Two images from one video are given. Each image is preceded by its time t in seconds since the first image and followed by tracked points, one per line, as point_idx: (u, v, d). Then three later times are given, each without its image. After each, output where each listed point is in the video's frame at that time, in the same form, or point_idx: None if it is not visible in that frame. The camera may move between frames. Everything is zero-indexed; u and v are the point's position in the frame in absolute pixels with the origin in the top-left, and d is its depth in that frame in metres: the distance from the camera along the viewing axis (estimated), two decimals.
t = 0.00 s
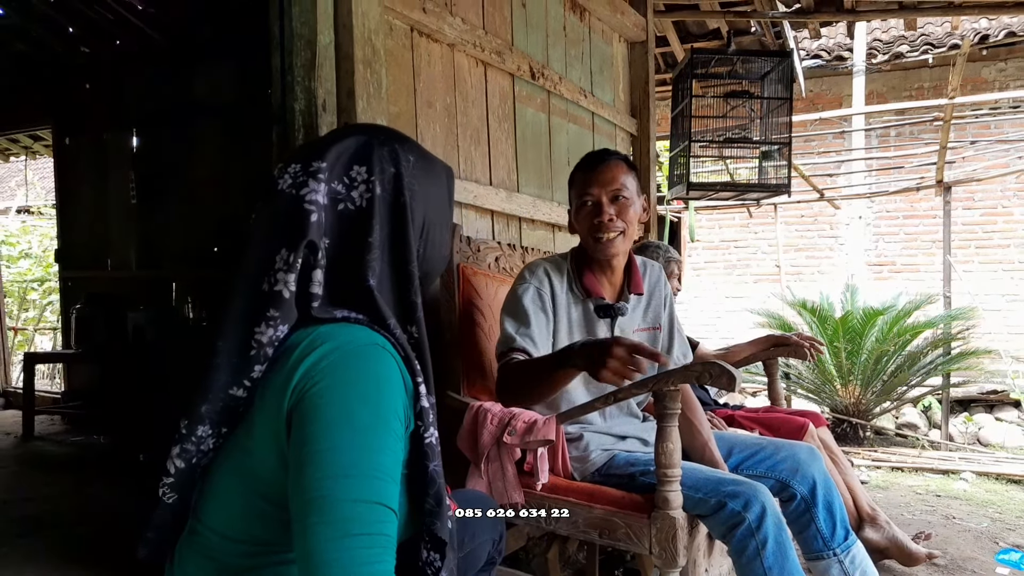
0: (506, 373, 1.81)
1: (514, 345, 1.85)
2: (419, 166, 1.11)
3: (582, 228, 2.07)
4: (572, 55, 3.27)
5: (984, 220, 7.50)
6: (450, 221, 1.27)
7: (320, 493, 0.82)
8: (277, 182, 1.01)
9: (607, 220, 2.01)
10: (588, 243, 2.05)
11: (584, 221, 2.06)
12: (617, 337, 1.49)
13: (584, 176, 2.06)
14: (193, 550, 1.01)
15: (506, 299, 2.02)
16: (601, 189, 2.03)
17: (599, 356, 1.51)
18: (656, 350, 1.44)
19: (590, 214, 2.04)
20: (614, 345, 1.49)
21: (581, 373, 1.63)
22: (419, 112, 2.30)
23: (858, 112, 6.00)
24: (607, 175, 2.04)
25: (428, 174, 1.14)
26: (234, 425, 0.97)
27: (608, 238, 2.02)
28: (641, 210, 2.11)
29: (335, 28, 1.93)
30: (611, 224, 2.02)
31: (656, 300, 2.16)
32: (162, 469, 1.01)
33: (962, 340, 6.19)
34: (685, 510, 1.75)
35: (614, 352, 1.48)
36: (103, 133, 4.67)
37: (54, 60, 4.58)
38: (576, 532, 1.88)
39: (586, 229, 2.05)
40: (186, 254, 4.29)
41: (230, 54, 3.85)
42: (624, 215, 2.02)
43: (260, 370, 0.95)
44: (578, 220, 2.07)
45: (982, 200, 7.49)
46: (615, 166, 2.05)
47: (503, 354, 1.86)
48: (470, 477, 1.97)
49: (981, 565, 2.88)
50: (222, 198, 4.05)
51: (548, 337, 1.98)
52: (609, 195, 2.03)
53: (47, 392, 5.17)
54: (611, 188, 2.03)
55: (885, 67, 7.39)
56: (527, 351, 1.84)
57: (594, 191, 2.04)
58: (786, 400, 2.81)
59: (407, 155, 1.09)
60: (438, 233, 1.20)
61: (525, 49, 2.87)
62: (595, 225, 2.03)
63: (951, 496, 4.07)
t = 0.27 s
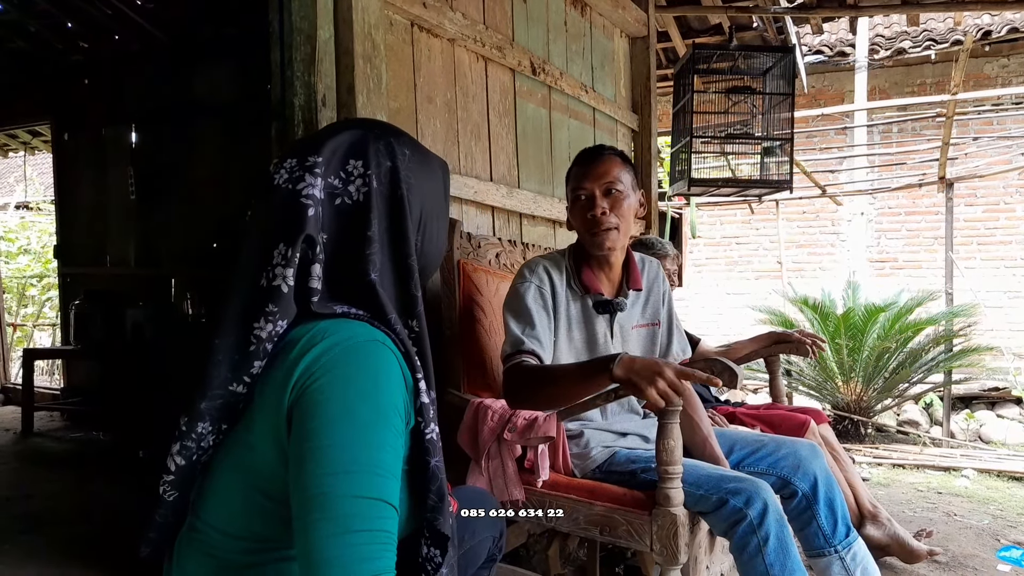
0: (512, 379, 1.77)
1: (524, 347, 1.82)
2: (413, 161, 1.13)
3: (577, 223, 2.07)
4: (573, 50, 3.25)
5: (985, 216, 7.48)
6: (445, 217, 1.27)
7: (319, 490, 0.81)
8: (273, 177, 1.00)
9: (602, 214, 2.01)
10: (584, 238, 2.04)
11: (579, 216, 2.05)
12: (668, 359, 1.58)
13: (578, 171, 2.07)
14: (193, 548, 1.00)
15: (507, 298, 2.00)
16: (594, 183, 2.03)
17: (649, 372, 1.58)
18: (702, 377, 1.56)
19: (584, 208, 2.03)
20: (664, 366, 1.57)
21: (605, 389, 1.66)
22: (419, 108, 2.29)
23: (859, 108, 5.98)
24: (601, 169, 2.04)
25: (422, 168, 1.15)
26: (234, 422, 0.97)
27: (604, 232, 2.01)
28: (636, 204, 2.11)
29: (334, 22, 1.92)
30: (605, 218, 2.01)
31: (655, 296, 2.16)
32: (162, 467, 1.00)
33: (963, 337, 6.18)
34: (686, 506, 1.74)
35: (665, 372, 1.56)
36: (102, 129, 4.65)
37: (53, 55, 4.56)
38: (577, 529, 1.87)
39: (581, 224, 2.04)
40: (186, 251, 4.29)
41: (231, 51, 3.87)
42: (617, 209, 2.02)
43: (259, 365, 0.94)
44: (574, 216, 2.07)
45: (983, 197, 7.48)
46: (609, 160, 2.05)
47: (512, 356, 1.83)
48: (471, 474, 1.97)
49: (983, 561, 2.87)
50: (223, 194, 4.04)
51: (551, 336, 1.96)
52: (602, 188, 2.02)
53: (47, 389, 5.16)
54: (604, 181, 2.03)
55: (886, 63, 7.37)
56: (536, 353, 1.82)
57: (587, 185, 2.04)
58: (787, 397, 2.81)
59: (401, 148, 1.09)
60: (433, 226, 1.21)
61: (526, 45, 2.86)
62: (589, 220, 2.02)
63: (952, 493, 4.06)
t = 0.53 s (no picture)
0: (515, 385, 1.77)
1: (525, 352, 1.81)
2: (413, 161, 1.11)
3: (579, 224, 2.06)
4: (575, 52, 3.24)
5: (987, 218, 7.46)
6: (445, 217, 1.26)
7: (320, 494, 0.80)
8: (270, 180, 0.99)
9: (604, 216, 2.00)
10: (586, 240, 2.03)
11: (581, 218, 2.04)
12: (665, 369, 1.54)
13: (581, 174, 2.06)
14: (192, 554, 0.99)
15: (508, 301, 1.99)
16: (595, 184, 2.03)
17: (647, 385, 1.55)
18: (701, 383, 1.55)
19: (586, 210, 2.03)
20: (661, 377, 1.54)
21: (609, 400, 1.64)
22: (421, 109, 2.28)
23: (862, 110, 5.96)
24: (603, 171, 2.03)
25: (421, 169, 1.14)
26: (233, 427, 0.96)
27: (605, 234, 2.00)
28: (639, 206, 2.09)
29: (335, 23, 1.91)
30: (606, 219, 2.00)
31: (658, 299, 2.14)
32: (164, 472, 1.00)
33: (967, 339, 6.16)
34: (689, 510, 1.73)
35: (662, 384, 1.53)
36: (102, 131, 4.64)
37: (54, 58, 4.57)
38: (580, 533, 1.86)
39: (582, 225, 2.03)
40: (189, 253, 4.29)
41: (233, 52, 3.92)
42: (619, 211, 2.01)
43: (259, 370, 0.93)
44: (575, 218, 2.06)
45: (985, 198, 7.46)
46: (612, 162, 2.04)
47: (513, 360, 1.82)
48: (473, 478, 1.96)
49: (988, 565, 2.85)
50: (224, 193, 4.07)
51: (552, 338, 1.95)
52: (603, 190, 2.02)
53: (47, 392, 5.15)
54: (606, 183, 2.02)
55: (889, 64, 7.36)
56: (538, 358, 1.81)
57: (589, 187, 2.03)
58: (790, 400, 2.79)
59: (399, 149, 1.08)
60: (432, 226, 1.19)
61: (528, 47, 2.85)
62: (591, 221, 2.01)
63: (956, 496, 4.04)
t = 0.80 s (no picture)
0: (510, 384, 1.78)
1: (521, 350, 1.82)
2: (406, 163, 1.08)
3: (577, 221, 2.07)
4: (575, 50, 3.25)
5: (988, 216, 7.46)
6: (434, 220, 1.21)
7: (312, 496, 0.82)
8: (258, 169, 1.00)
9: (602, 213, 2.01)
10: (585, 237, 2.04)
11: (579, 214, 2.05)
12: (656, 373, 1.53)
13: (579, 171, 2.08)
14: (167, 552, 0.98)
15: (507, 297, 2.00)
16: (593, 182, 2.04)
17: (637, 389, 1.54)
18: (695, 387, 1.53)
19: (584, 207, 2.04)
20: (651, 381, 1.53)
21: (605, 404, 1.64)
22: (421, 107, 2.29)
23: (862, 107, 5.97)
24: (603, 168, 2.05)
25: (413, 168, 1.10)
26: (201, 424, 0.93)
27: (603, 231, 2.01)
28: (637, 204, 2.11)
29: (336, 21, 1.92)
30: (605, 216, 2.01)
31: (656, 296, 2.15)
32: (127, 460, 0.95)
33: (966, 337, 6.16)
34: (688, 507, 1.74)
35: (652, 388, 1.52)
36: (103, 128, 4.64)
37: (56, 56, 4.59)
38: (579, 528, 1.87)
39: (580, 222, 2.04)
40: (191, 252, 4.34)
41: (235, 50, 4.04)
42: (617, 208, 2.01)
43: (230, 363, 0.90)
44: (574, 215, 2.07)
45: (986, 196, 7.46)
46: (610, 159, 2.06)
47: (509, 359, 1.83)
48: (473, 474, 1.97)
49: (987, 562, 2.86)
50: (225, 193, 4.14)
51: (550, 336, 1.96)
52: (602, 187, 2.03)
53: (49, 389, 5.17)
54: (605, 180, 2.03)
55: (889, 62, 7.36)
56: (534, 356, 1.82)
57: (587, 184, 2.04)
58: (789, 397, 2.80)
59: (393, 151, 1.05)
60: (419, 231, 1.16)
61: (528, 45, 2.86)
62: (589, 218, 2.02)
63: (955, 493, 4.05)
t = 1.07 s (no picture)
0: (507, 388, 1.78)
1: (518, 354, 1.82)
2: (399, 171, 1.07)
3: (578, 221, 2.07)
4: (576, 51, 3.25)
5: (989, 216, 7.46)
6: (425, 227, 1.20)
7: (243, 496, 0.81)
8: (248, 174, 0.98)
9: (602, 212, 2.01)
10: (586, 237, 2.04)
11: (580, 213, 2.05)
12: (655, 423, 1.50)
13: (580, 171, 2.08)
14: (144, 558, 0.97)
15: (507, 298, 2.00)
16: (595, 181, 2.04)
17: (633, 430, 1.51)
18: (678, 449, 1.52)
19: (585, 206, 2.04)
20: (652, 427, 1.51)
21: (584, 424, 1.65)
22: (422, 108, 2.29)
23: (862, 108, 5.97)
24: (604, 168, 2.05)
25: (408, 176, 1.10)
26: (166, 423, 0.96)
27: (604, 230, 2.01)
28: (638, 204, 2.11)
29: (337, 22, 1.92)
30: (606, 215, 2.01)
31: (656, 298, 2.14)
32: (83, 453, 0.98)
33: (967, 337, 6.16)
34: (689, 508, 1.74)
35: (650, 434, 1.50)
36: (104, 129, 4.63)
37: (57, 57, 4.59)
38: (580, 529, 1.87)
39: (581, 221, 2.04)
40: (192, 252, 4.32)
41: (236, 50, 4.05)
42: (618, 207, 2.02)
43: (198, 368, 0.90)
44: (574, 214, 2.07)
45: (987, 197, 7.46)
46: (610, 160, 2.06)
47: (507, 362, 1.83)
48: (473, 475, 1.97)
49: (988, 563, 2.86)
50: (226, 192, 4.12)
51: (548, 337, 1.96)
52: (603, 187, 2.03)
53: (50, 389, 5.17)
54: (605, 180, 2.03)
55: (890, 62, 7.35)
56: (530, 360, 1.82)
57: (588, 184, 2.04)
58: (791, 398, 2.80)
59: (387, 158, 1.04)
60: (410, 237, 1.15)
61: (529, 46, 2.86)
62: (590, 216, 2.02)
63: (956, 494, 4.05)
